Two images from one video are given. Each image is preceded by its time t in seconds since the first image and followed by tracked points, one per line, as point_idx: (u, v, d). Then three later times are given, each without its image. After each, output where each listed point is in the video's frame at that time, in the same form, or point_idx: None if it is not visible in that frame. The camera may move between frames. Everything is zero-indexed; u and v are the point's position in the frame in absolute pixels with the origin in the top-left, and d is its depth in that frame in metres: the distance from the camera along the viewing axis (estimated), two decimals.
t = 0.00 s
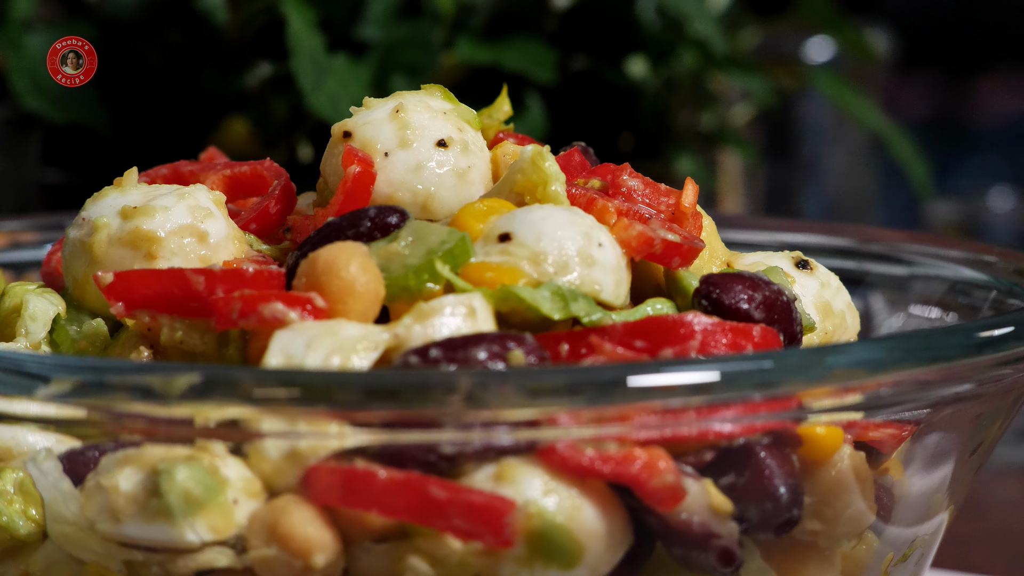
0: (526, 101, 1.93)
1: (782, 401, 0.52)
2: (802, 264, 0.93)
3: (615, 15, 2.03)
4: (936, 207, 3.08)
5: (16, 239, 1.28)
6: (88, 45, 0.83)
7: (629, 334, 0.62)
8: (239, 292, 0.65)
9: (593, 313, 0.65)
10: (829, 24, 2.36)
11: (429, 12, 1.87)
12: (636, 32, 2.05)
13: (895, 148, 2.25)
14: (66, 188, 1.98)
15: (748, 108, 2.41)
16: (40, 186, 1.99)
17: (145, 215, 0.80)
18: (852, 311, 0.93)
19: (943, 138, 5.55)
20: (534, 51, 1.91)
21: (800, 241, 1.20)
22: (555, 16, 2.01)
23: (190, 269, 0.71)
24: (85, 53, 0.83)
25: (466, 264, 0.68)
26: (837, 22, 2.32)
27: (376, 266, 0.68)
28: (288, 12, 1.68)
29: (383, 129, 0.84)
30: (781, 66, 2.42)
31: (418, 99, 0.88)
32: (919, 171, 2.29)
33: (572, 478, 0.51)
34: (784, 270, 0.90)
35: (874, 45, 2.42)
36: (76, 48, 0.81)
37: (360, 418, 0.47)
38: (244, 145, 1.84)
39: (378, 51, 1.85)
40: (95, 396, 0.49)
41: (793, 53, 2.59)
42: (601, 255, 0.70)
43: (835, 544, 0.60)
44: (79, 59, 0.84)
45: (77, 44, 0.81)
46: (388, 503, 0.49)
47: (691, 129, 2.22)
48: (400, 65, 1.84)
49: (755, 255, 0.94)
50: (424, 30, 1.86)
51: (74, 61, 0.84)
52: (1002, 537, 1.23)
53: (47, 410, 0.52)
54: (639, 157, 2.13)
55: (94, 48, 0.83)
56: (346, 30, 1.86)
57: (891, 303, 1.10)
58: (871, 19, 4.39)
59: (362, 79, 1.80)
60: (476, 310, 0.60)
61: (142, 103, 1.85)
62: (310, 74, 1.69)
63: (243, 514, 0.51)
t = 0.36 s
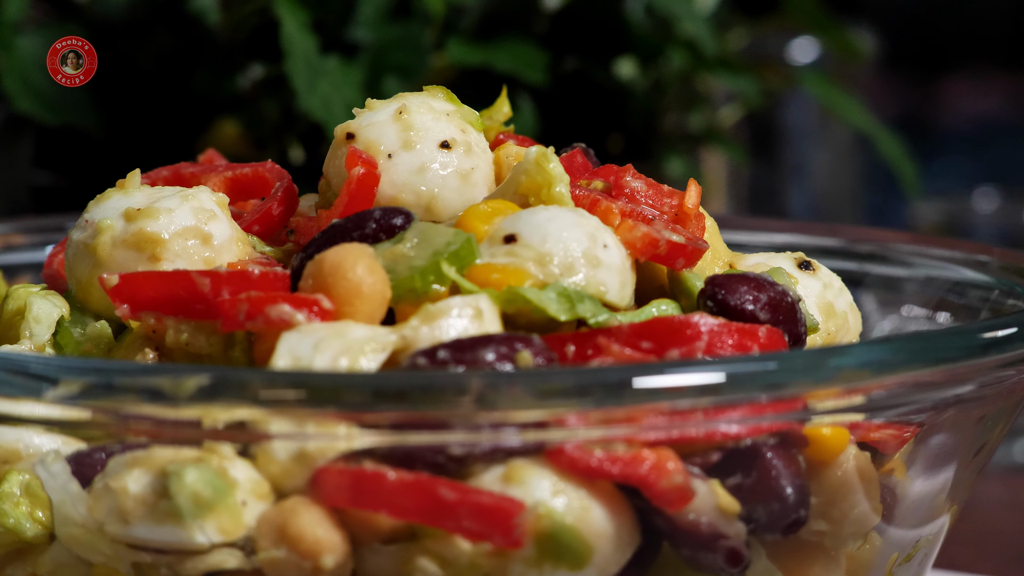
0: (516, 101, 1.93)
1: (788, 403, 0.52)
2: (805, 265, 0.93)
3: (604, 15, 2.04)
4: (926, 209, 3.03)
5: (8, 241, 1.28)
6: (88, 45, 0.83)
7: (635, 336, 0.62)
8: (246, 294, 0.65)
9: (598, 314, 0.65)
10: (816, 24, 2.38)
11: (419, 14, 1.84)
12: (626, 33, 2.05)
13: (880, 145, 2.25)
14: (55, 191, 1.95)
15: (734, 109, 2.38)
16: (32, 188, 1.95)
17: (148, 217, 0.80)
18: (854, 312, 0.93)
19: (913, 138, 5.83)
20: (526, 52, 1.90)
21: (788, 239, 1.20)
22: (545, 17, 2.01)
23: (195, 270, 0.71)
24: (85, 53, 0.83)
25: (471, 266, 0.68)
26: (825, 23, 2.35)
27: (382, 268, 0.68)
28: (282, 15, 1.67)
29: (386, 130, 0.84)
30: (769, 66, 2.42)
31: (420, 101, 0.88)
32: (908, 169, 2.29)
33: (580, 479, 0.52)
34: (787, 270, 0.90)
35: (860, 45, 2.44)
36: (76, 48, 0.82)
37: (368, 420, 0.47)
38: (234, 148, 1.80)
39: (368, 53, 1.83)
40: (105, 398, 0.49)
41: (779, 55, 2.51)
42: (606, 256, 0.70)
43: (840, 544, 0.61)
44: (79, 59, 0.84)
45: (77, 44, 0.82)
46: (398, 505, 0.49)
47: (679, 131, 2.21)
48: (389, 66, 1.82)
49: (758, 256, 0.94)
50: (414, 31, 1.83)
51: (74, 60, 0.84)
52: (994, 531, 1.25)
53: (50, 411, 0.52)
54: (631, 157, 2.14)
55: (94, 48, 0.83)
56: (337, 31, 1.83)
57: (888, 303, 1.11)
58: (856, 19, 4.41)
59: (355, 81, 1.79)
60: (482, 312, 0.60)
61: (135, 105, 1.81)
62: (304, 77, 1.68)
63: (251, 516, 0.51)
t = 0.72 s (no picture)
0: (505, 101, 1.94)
1: (793, 403, 0.52)
2: (807, 266, 0.93)
3: (594, 19, 2.05)
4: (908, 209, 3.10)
5: None
6: (87, 45, 0.84)
7: (641, 337, 0.62)
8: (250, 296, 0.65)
9: (604, 315, 0.65)
10: (805, 26, 2.36)
11: (409, 14, 1.85)
12: (615, 35, 2.06)
13: (865, 144, 2.27)
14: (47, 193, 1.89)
15: (720, 111, 2.35)
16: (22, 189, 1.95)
17: (152, 218, 0.80)
18: (856, 313, 0.93)
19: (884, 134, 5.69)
20: (515, 54, 1.90)
21: (767, 240, 1.20)
22: (533, 19, 2.02)
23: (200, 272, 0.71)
24: (85, 53, 0.83)
25: (476, 267, 0.68)
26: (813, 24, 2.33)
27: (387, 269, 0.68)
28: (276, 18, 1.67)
29: (388, 131, 0.84)
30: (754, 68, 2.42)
31: (422, 102, 0.88)
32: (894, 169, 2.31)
33: (588, 479, 0.52)
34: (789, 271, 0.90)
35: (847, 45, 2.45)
36: (76, 48, 0.82)
37: (376, 421, 0.47)
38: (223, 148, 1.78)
39: (357, 55, 1.83)
40: (112, 400, 0.49)
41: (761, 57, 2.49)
42: (611, 257, 0.70)
43: (845, 544, 0.61)
44: (79, 59, 0.84)
45: (77, 44, 0.82)
46: (407, 506, 0.49)
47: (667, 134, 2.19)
48: (379, 68, 1.82)
49: (759, 257, 0.94)
50: (405, 32, 1.83)
51: (74, 60, 0.84)
52: (991, 529, 1.26)
53: (54, 413, 0.53)
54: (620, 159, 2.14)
55: (94, 48, 0.84)
56: (328, 33, 1.84)
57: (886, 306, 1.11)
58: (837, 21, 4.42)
59: (347, 81, 1.78)
60: (487, 313, 0.61)
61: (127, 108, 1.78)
62: (298, 79, 1.68)
63: (260, 518, 0.51)
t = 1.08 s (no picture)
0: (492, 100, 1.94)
1: (800, 404, 0.52)
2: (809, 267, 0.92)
3: (581, 19, 2.05)
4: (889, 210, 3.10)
5: None
6: (87, 45, 0.83)
7: (648, 337, 0.62)
8: (258, 297, 0.65)
9: (611, 316, 0.65)
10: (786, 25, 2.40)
11: (396, 16, 1.85)
12: (602, 36, 2.06)
13: (851, 144, 2.25)
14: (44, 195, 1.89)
15: (706, 112, 2.33)
16: (10, 190, 1.92)
17: (155, 219, 0.80)
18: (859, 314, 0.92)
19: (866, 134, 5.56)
20: (502, 54, 1.90)
21: (750, 241, 1.20)
22: (521, 20, 2.03)
23: (205, 273, 0.71)
24: (85, 53, 0.83)
25: (482, 268, 0.68)
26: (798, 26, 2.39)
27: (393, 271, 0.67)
28: (268, 18, 1.66)
29: (392, 132, 0.84)
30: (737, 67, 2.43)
31: (425, 103, 0.88)
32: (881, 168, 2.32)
33: (598, 480, 0.52)
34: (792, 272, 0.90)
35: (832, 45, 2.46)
36: (76, 48, 0.82)
37: (385, 423, 0.47)
38: (213, 149, 1.76)
39: (346, 56, 1.82)
40: (121, 402, 0.49)
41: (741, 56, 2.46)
42: (616, 257, 0.70)
43: (852, 545, 0.61)
44: (79, 59, 0.84)
45: (77, 44, 0.82)
46: (418, 508, 0.49)
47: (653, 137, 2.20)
48: (368, 70, 1.81)
49: (761, 258, 0.94)
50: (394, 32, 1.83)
51: (74, 60, 0.84)
52: (995, 528, 1.26)
53: (60, 414, 0.53)
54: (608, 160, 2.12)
55: (94, 48, 0.83)
56: (317, 34, 1.83)
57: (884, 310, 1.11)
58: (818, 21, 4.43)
59: (338, 81, 1.77)
60: (495, 314, 0.61)
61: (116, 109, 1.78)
62: (290, 80, 1.67)
63: (269, 520, 0.51)
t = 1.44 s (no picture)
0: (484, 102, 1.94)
1: (808, 404, 0.52)
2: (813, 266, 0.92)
3: (573, 20, 2.06)
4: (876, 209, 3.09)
5: None
6: (87, 45, 0.83)
7: (656, 337, 0.62)
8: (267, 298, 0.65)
9: (618, 316, 0.65)
10: (775, 25, 2.40)
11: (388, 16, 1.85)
12: (592, 37, 2.07)
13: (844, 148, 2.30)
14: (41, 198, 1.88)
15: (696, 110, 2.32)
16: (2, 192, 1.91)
17: (161, 220, 0.79)
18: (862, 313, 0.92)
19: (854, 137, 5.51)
20: (493, 54, 1.91)
21: (737, 241, 1.19)
22: (512, 20, 2.04)
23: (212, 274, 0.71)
24: (85, 53, 0.83)
25: (489, 267, 0.68)
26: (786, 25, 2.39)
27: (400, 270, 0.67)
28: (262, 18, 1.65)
29: (397, 132, 0.84)
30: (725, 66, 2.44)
31: (429, 103, 0.88)
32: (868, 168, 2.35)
33: (608, 480, 0.52)
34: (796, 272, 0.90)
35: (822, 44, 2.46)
36: (76, 48, 0.82)
37: (395, 423, 0.48)
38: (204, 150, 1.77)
39: (339, 56, 1.83)
40: (129, 402, 0.49)
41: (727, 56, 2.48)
42: (623, 257, 0.70)
43: (859, 545, 0.61)
44: (79, 59, 0.84)
45: (77, 44, 0.82)
46: (429, 508, 0.49)
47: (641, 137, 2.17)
48: (360, 69, 1.83)
49: (765, 258, 0.93)
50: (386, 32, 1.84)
51: (74, 60, 0.84)
52: (1001, 528, 1.26)
53: (67, 414, 0.53)
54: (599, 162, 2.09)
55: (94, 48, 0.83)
56: (309, 34, 1.83)
57: (879, 311, 1.11)
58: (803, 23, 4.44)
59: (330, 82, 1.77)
60: (503, 315, 0.61)
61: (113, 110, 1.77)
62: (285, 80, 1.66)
63: (279, 520, 0.51)
